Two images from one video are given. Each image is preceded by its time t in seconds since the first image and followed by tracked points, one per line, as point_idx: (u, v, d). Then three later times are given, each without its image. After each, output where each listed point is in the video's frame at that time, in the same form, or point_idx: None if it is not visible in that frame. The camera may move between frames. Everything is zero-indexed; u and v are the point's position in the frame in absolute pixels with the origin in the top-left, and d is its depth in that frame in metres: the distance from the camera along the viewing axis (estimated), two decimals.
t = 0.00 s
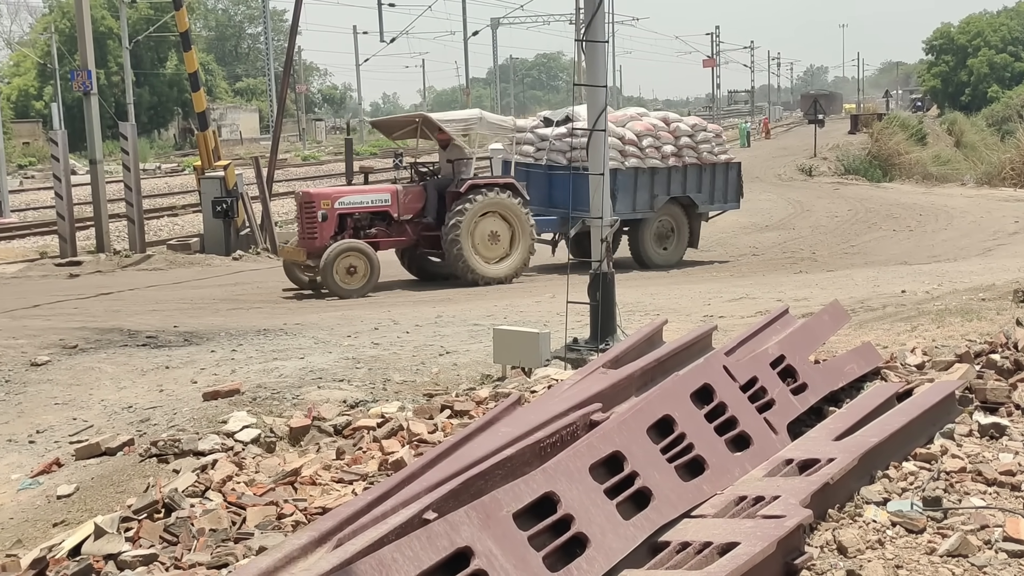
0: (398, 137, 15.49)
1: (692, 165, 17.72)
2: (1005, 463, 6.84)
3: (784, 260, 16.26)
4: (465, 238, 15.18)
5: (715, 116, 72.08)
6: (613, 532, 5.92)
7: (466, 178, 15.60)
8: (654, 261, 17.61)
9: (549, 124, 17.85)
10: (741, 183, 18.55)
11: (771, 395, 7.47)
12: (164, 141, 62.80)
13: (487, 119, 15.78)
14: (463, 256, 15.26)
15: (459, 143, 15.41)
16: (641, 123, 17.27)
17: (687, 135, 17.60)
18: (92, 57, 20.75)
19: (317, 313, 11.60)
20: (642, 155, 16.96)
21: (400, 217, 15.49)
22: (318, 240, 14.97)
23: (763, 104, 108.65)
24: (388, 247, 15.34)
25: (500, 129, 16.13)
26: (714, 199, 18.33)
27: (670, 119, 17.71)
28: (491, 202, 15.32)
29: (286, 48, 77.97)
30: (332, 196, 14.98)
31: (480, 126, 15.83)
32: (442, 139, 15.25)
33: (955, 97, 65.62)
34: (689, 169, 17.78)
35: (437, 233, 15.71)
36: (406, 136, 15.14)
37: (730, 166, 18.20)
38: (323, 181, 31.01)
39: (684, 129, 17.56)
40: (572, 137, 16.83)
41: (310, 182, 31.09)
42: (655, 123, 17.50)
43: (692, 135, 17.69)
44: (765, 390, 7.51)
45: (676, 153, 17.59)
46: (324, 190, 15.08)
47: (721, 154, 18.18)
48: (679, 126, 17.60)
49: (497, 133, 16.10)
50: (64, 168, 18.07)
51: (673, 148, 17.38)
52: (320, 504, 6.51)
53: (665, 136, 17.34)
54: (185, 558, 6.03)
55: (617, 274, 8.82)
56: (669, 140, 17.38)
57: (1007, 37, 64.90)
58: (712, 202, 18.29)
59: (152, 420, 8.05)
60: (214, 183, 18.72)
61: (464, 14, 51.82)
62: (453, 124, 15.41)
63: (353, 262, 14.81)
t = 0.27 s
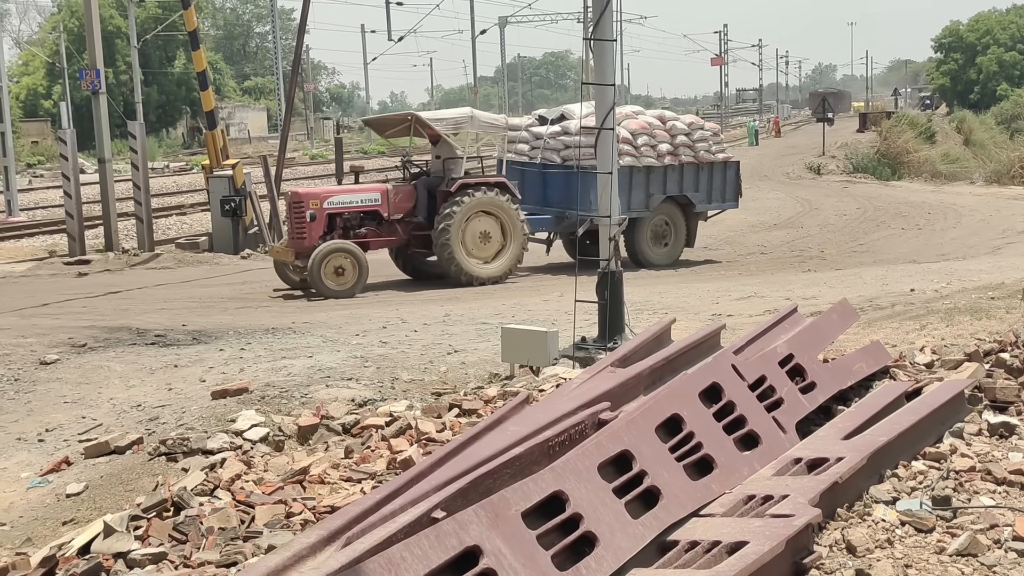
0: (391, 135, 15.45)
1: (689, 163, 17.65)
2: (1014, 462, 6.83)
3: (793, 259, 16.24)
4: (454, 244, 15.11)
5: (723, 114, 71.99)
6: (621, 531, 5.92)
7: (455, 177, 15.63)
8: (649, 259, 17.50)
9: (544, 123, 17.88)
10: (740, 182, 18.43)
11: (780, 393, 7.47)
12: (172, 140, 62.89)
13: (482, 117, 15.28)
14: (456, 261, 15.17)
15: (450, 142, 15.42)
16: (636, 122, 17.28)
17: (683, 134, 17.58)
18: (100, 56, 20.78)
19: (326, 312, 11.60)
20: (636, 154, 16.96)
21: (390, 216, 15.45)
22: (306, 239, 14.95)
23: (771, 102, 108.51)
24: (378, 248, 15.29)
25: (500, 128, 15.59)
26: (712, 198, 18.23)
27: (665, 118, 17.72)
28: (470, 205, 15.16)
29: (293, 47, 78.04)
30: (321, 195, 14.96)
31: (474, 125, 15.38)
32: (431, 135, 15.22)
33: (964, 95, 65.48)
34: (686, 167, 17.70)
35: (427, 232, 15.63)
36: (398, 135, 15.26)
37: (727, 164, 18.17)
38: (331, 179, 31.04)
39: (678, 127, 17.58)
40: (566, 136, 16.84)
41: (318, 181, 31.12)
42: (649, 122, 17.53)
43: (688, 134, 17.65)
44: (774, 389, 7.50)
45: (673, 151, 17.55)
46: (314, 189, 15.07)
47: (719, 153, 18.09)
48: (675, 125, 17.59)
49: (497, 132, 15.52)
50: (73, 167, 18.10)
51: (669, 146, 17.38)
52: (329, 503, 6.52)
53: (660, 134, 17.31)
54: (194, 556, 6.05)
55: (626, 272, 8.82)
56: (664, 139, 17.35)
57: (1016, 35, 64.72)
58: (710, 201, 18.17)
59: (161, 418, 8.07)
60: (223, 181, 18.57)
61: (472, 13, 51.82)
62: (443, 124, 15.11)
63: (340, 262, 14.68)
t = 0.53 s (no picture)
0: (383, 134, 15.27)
1: (687, 161, 17.52)
2: None
3: (803, 257, 16.21)
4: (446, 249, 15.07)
5: (732, 113, 71.94)
6: (632, 530, 5.92)
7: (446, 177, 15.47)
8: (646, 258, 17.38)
9: (539, 121, 17.82)
10: (739, 181, 18.34)
11: (791, 392, 7.45)
12: (183, 139, 63.06)
13: (473, 117, 15.10)
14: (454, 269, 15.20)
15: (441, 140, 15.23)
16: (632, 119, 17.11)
17: (679, 132, 17.45)
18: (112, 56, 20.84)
19: (336, 311, 11.62)
20: (631, 151, 16.86)
21: (380, 216, 15.36)
22: (295, 240, 14.86)
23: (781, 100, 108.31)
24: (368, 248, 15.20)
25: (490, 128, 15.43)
26: (710, 196, 18.12)
27: (662, 116, 17.59)
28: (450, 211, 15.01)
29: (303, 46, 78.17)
30: (310, 196, 14.86)
31: (465, 125, 15.23)
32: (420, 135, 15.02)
33: (975, 93, 65.32)
34: (683, 166, 17.58)
35: (418, 233, 15.53)
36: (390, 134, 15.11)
37: (726, 163, 18.06)
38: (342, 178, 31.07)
39: (675, 125, 17.43)
40: (560, 135, 16.77)
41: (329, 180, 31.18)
42: (646, 120, 17.33)
43: (685, 131, 17.52)
44: (785, 387, 7.49)
45: (669, 149, 17.45)
46: (303, 189, 14.99)
47: (717, 151, 18.08)
48: (671, 123, 17.46)
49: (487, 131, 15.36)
50: (85, 166, 18.14)
51: (665, 144, 17.26)
52: (340, 501, 6.53)
53: (656, 132, 17.18)
54: (206, 554, 6.06)
55: (636, 270, 8.81)
56: (660, 137, 17.23)
57: None
58: (708, 199, 18.08)
59: (173, 417, 8.09)
60: (232, 180, 18.33)
61: (482, 11, 51.83)
62: (433, 124, 14.87)
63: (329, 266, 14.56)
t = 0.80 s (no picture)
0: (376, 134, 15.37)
1: (682, 158, 17.38)
2: None
3: (814, 255, 16.18)
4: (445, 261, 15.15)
5: (742, 111, 71.87)
6: (643, 527, 5.91)
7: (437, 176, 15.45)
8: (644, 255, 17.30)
9: (532, 119, 17.47)
10: (736, 177, 18.32)
11: (802, 390, 7.44)
12: (193, 138, 63.22)
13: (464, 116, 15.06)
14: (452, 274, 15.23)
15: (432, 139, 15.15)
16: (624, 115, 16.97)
17: (673, 127, 17.23)
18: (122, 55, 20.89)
19: (347, 309, 11.63)
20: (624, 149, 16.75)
21: (370, 216, 15.32)
22: (284, 239, 14.79)
23: (791, 99, 108.09)
24: (359, 248, 15.16)
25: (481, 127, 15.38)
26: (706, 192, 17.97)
27: (656, 112, 17.35)
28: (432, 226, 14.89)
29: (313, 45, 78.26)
30: (299, 195, 14.80)
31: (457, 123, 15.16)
32: (410, 132, 15.01)
33: (987, 90, 65.24)
34: (679, 162, 17.45)
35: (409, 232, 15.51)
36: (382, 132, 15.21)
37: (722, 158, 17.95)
38: (352, 176, 31.11)
39: (670, 120, 17.22)
40: (552, 133, 16.69)
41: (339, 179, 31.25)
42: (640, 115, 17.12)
43: (680, 127, 17.29)
44: (796, 385, 7.48)
45: (663, 146, 17.25)
46: (292, 188, 14.93)
47: (713, 146, 17.87)
48: (665, 118, 17.22)
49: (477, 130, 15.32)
50: (96, 164, 18.19)
51: (660, 140, 17.09)
52: (351, 499, 6.53)
53: (649, 129, 17.01)
54: (217, 551, 6.07)
55: (646, 268, 8.82)
56: (654, 133, 17.03)
57: None
58: (705, 195, 18.02)
59: (183, 415, 8.10)
60: (243, 179, 18.25)
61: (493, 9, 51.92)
62: (425, 121, 14.83)
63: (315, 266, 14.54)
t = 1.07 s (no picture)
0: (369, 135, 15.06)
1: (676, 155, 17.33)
2: None
3: (822, 254, 16.16)
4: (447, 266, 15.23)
5: (750, 109, 71.84)
6: (651, 525, 5.92)
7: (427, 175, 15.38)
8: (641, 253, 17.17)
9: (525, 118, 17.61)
10: (733, 174, 18.16)
11: (811, 388, 7.43)
12: (202, 137, 63.40)
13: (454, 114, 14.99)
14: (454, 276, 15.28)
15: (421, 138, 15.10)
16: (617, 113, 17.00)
17: (667, 125, 17.16)
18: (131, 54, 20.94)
19: (355, 307, 11.65)
20: (616, 147, 16.68)
21: (360, 215, 15.28)
22: (272, 238, 14.81)
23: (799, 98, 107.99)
24: (348, 247, 15.14)
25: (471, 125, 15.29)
26: (703, 190, 17.91)
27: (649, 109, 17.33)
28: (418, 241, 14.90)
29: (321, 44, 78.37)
30: (288, 194, 14.80)
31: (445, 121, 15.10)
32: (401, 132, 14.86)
33: (996, 88, 65.19)
34: (673, 159, 17.39)
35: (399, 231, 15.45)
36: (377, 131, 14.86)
37: (719, 154, 17.84)
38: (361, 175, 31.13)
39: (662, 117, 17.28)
40: (544, 131, 16.67)
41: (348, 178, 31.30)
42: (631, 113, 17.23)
43: (674, 125, 17.24)
44: (805, 383, 7.47)
45: (657, 144, 17.27)
46: (281, 187, 14.94)
47: (708, 143, 17.77)
48: (659, 116, 17.13)
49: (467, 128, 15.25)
50: (105, 163, 18.22)
51: (652, 137, 17.11)
52: (359, 497, 6.54)
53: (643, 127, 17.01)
54: (226, 549, 6.09)
55: (655, 267, 8.80)
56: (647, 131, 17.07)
57: None
58: (702, 192, 17.90)
59: (192, 413, 8.12)
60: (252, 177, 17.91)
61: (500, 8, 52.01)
62: (414, 120, 14.77)
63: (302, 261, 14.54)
